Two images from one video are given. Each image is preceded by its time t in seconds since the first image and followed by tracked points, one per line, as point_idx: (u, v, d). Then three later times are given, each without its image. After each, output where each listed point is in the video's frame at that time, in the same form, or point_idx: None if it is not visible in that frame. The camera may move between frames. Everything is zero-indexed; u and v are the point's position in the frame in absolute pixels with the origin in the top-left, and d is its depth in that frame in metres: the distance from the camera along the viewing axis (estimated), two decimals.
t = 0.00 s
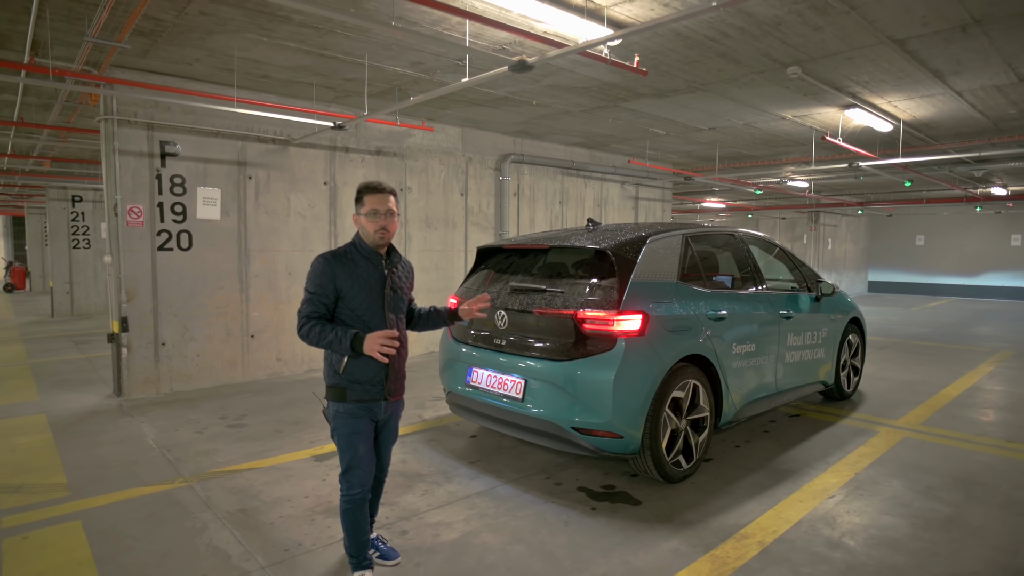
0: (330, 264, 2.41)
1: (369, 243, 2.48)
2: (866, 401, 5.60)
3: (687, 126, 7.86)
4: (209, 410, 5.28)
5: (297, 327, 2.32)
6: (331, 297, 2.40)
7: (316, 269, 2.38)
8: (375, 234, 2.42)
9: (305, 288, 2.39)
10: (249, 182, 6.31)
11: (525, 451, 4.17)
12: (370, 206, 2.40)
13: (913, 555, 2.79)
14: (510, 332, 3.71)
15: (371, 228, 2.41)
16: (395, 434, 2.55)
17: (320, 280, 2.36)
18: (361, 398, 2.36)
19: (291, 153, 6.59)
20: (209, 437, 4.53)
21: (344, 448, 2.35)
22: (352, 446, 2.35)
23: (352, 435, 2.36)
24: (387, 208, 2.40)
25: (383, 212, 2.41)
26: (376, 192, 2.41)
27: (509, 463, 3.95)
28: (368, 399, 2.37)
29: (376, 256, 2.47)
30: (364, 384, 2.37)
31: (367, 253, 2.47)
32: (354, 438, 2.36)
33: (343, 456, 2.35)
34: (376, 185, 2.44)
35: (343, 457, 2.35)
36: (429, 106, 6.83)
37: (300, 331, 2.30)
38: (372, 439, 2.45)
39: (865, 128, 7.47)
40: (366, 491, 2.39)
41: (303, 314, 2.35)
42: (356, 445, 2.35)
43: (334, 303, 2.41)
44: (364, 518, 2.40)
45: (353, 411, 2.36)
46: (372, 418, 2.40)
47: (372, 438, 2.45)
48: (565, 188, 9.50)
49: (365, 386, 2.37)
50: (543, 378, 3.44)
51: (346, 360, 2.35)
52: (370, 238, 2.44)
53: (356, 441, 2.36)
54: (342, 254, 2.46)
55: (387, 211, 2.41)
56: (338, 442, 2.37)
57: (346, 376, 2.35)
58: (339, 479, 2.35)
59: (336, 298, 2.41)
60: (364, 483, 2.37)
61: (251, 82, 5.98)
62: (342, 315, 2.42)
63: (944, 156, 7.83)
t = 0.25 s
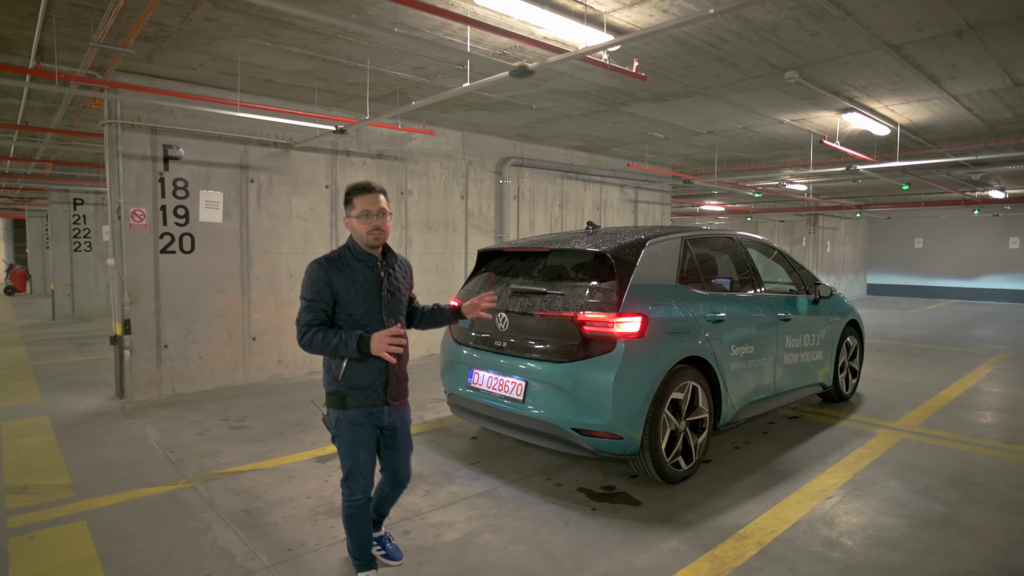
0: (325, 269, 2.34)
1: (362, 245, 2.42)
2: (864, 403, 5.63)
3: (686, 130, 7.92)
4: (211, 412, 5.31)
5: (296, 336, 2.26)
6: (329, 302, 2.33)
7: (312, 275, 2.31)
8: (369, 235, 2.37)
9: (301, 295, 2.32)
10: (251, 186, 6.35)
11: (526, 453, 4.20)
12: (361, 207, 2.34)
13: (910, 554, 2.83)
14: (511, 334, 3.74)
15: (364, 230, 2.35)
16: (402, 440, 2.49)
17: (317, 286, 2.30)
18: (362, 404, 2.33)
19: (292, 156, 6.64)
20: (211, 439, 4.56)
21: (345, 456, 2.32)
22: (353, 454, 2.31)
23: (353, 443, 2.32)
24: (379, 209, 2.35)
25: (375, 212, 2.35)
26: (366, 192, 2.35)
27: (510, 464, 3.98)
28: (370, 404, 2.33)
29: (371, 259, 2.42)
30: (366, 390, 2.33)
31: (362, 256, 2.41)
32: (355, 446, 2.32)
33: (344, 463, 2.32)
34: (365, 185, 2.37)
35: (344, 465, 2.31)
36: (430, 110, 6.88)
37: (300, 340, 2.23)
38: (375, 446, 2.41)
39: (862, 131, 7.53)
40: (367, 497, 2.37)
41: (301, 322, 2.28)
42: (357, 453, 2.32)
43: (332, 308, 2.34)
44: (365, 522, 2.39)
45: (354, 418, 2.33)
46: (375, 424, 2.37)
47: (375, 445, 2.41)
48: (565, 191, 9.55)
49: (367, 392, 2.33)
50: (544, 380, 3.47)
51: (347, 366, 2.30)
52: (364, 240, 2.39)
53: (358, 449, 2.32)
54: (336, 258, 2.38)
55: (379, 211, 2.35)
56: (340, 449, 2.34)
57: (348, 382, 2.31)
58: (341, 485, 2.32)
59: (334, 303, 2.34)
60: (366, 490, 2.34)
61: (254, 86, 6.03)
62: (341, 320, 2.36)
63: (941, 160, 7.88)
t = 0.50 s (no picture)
0: (330, 273, 2.37)
1: (367, 249, 2.44)
2: (864, 405, 5.68)
3: (686, 135, 7.99)
4: (215, 414, 5.35)
5: (303, 340, 2.29)
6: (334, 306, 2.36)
7: (317, 280, 2.34)
8: (373, 238, 2.38)
9: (308, 300, 2.35)
10: (255, 190, 6.42)
11: (529, 454, 4.24)
12: (365, 210, 2.37)
13: (908, 553, 2.87)
14: (514, 337, 3.79)
15: (369, 233, 2.37)
16: (417, 442, 2.46)
17: (322, 291, 2.33)
18: (371, 407, 2.33)
19: (296, 161, 6.70)
20: (217, 441, 4.61)
21: (354, 458, 2.32)
22: (362, 456, 2.31)
23: (362, 445, 2.32)
24: (383, 212, 2.37)
25: (379, 216, 2.38)
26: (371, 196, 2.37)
27: (513, 465, 4.02)
28: (378, 407, 2.33)
29: (375, 262, 2.44)
30: (374, 393, 2.33)
31: (366, 259, 2.43)
32: (364, 448, 2.32)
33: (353, 466, 2.33)
34: (369, 188, 2.40)
35: (353, 466, 2.31)
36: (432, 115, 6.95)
37: (307, 345, 2.26)
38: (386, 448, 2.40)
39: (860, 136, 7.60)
40: (376, 499, 2.35)
41: (308, 326, 2.31)
42: (366, 456, 2.32)
43: (338, 312, 2.37)
44: (375, 524, 2.37)
45: (363, 422, 2.33)
46: (385, 427, 2.36)
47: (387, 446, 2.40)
48: (566, 196, 9.62)
49: (374, 395, 2.34)
50: (547, 382, 3.52)
51: (354, 369, 2.31)
52: (368, 243, 2.40)
53: (367, 451, 2.32)
54: (341, 262, 2.41)
55: (384, 214, 2.38)
56: (349, 451, 2.34)
57: (355, 386, 2.31)
58: (350, 486, 2.32)
59: (339, 307, 2.37)
60: (375, 492, 2.33)
61: (259, 92, 6.10)
62: (348, 324, 2.38)
63: (939, 165, 7.96)
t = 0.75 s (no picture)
0: (340, 274, 2.43)
1: (381, 251, 2.49)
2: (862, 405, 5.74)
3: (686, 138, 8.06)
4: (221, 414, 5.42)
5: (314, 339, 2.36)
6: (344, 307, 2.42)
7: (327, 281, 2.41)
8: (389, 239, 2.44)
9: (319, 300, 2.43)
10: (259, 192, 6.48)
11: (532, 452, 4.31)
12: (382, 211, 2.43)
13: (903, 547, 2.94)
14: (517, 336, 3.85)
15: (384, 233, 2.43)
16: (428, 440, 2.48)
17: (332, 291, 2.40)
18: (380, 406, 2.37)
19: (300, 163, 6.78)
20: (224, 439, 4.67)
21: (364, 453, 2.37)
22: (371, 452, 2.36)
23: (372, 442, 2.37)
24: (399, 213, 2.44)
25: (395, 217, 2.44)
26: (387, 198, 2.44)
27: (516, 463, 4.09)
28: (387, 406, 2.38)
29: (387, 264, 2.49)
30: (382, 392, 2.37)
31: (378, 261, 2.49)
32: (373, 445, 2.37)
33: (363, 461, 2.38)
34: (384, 191, 2.46)
35: (362, 461, 2.37)
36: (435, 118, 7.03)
37: (317, 344, 2.33)
38: (396, 445, 2.44)
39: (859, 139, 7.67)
40: (385, 494, 2.40)
41: (319, 326, 2.39)
42: (375, 452, 2.36)
43: (348, 313, 2.43)
44: (384, 519, 2.41)
45: (373, 419, 2.37)
46: (394, 425, 2.40)
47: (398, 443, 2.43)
48: (567, 197, 9.69)
49: (383, 394, 2.38)
50: (550, 381, 3.59)
51: (362, 369, 2.37)
52: (382, 244, 2.45)
53: (376, 447, 2.37)
54: (352, 263, 2.47)
55: (399, 215, 2.44)
56: (359, 447, 2.39)
57: (364, 385, 2.36)
58: (359, 480, 2.38)
59: (349, 308, 2.43)
60: (383, 486, 2.38)
61: (264, 95, 6.18)
62: (358, 324, 2.44)
63: (937, 167, 8.03)
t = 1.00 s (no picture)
0: (352, 273, 2.51)
1: (391, 250, 2.54)
2: (858, 404, 5.80)
3: (685, 139, 8.12)
4: (225, 412, 5.47)
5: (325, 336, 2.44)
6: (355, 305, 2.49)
7: (339, 280, 2.49)
8: (399, 239, 2.50)
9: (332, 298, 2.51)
10: (261, 193, 6.54)
11: (532, 450, 4.37)
12: (393, 211, 2.48)
13: (895, 541, 3.00)
14: (518, 336, 3.91)
15: (395, 233, 2.48)
16: (434, 440, 2.51)
17: (343, 290, 2.47)
18: (387, 404, 2.42)
19: (302, 165, 6.84)
20: (228, 437, 4.73)
21: (370, 450, 2.43)
22: (377, 449, 2.42)
23: (378, 439, 2.42)
24: (409, 213, 2.48)
25: (405, 217, 2.49)
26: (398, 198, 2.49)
27: (517, 460, 4.15)
28: (394, 404, 2.42)
29: (397, 264, 2.54)
30: (390, 390, 2.42)
31: (387, 261, 2.54)
32: (379, 442, 2.42)
33: (369, 457, 2.45)
34: (394, 192, 2.51)
35: (368, 457, 2.43)
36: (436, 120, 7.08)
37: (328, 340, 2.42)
38: (403, 443, 2.49)
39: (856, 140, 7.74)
40: (391, 490, 2.46)
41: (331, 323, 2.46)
42: (381, 449, 2.42)
43: (359, 311, 2.50)
44: (388, 514, 2.47)
45: (380, 417, 2.42)
46: (400, 423, 2.44)
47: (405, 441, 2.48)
48: (567, 199, 9.75)
49: (391, 392, 2.43)
50: (550, 379, 3.64)
51: (371, 367, 2.42)
52: (393, 244, 2.51)
53: (383, 444, 2.42)
54: (364, 263, 2.54)
55: (409, 216, 2.49)
56: (366, 444, 2.45)
57: (372, 383, 2.42)
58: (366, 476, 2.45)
59: (360, 306, 2.50)
60: (388, 482, 2.44)
61: (266, 97, 6.24)
62: (368, 322, 2.50)
63: (933, 168, 8.10)
